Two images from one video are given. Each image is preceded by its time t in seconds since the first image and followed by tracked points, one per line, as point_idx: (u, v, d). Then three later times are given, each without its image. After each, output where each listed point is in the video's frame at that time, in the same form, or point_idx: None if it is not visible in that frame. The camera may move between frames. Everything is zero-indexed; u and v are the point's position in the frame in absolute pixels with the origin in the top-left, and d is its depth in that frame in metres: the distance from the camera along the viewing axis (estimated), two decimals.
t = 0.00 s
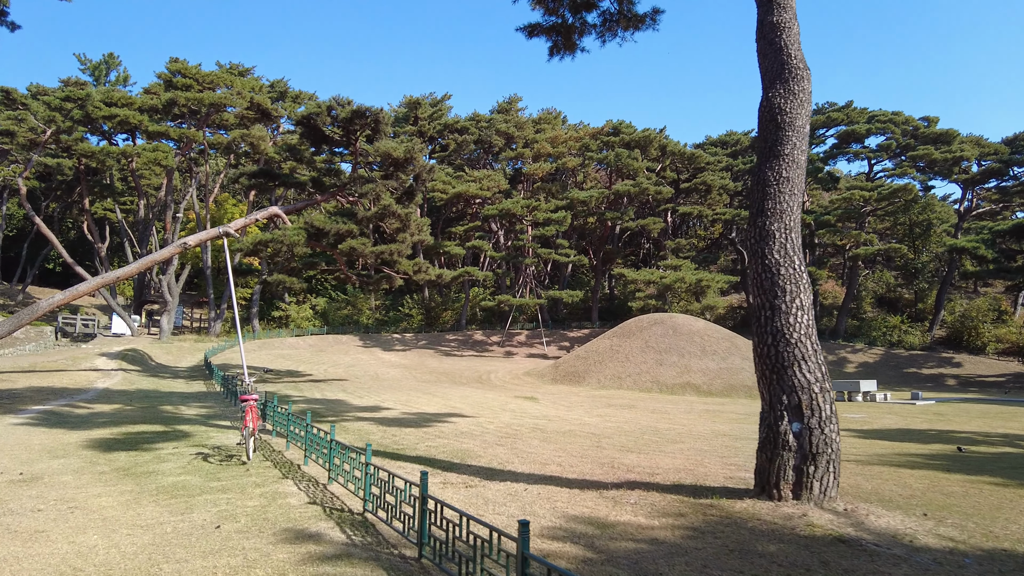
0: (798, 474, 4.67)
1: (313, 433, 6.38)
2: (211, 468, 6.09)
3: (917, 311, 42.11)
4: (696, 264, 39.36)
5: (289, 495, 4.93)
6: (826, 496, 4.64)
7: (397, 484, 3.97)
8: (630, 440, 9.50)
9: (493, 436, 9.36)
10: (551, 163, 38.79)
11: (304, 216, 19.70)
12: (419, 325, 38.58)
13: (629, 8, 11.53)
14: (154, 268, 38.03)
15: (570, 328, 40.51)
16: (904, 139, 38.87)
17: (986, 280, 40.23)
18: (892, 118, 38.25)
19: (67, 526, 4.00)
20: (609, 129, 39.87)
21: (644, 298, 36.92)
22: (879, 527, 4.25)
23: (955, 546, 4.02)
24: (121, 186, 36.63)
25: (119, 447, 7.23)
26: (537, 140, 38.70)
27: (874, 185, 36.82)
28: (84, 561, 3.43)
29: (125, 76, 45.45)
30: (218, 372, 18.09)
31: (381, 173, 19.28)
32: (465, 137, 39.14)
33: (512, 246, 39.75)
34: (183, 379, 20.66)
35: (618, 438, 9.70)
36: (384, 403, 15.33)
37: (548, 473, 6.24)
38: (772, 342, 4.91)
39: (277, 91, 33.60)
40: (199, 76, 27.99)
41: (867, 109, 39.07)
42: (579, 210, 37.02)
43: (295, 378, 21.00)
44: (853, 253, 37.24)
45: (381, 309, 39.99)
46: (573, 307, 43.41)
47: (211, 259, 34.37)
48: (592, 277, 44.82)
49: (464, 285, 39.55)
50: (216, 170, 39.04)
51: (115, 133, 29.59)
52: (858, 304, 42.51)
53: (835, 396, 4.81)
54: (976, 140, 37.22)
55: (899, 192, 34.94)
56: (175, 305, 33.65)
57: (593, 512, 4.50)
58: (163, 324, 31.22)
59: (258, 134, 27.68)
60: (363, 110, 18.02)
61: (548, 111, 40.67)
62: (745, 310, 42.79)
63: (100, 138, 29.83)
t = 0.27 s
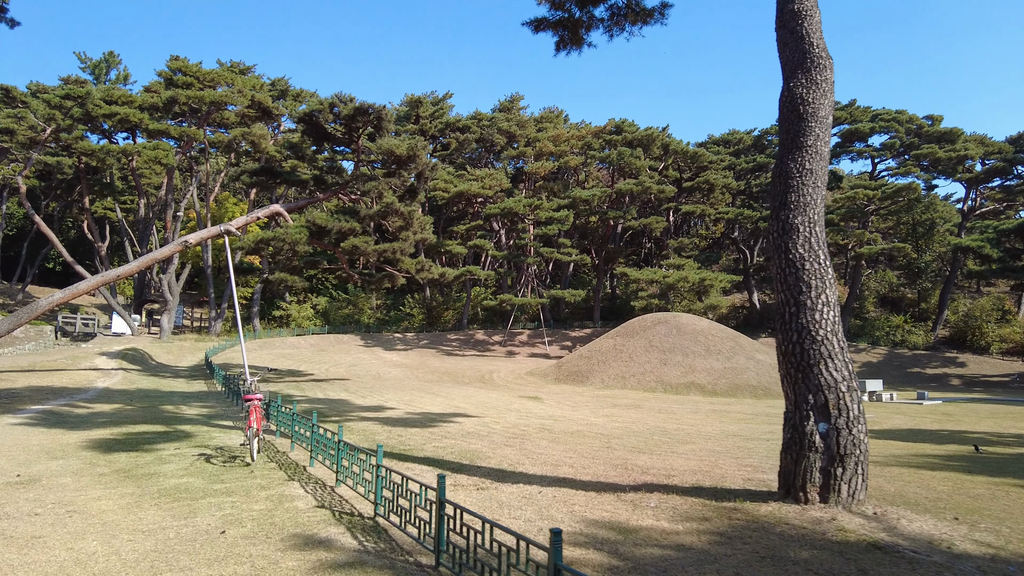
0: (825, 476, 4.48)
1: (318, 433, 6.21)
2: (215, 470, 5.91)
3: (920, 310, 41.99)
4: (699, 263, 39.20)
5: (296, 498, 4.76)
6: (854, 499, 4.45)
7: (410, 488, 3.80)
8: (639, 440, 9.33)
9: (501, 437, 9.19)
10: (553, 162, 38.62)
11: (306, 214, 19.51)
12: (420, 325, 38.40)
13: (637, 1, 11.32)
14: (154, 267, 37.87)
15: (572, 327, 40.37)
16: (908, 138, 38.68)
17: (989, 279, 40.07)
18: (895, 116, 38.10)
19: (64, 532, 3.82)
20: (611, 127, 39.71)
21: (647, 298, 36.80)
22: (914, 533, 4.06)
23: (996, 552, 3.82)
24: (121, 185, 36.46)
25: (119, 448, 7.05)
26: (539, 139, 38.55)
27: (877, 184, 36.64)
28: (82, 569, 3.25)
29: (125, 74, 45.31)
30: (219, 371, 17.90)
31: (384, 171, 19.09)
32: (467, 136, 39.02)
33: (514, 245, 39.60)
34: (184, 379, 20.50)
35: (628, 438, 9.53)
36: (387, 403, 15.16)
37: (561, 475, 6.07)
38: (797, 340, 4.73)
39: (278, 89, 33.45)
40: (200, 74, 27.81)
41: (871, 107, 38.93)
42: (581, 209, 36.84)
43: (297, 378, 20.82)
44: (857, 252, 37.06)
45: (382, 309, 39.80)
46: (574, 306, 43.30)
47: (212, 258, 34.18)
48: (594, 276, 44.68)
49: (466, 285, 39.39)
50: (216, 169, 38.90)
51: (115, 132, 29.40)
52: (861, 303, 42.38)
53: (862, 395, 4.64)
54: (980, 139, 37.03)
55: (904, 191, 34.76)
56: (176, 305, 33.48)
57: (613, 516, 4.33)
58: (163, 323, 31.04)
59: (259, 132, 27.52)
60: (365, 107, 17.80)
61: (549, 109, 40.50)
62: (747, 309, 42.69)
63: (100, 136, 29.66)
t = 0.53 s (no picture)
0: (853, 486, 4.29)
1: (323, 439, 6.03)
2: (217, 477, 5.73)
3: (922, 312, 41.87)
4: (701, 265, 39.05)
5: (302, 507, 4.58)
6: (883, 509, 4.27)
7: (423, 501, 3.64)
8: (648, 444, 9.15)
9: (508, 441, 9.00)
10: (555, 162, 38.47)
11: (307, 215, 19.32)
12: (421, 326, 38.19)
13: None
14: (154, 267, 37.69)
15: (573, 329, 40.24)
16: (911, 139, 38.54)
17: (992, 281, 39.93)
18: (898, 117, 37.97)
19: (60, 546, 3.64)
20: (613, 128, 39.59)
21: (649, 299, 36.69)
22: (949, 545, 3.87)
23: None
24: (121, 185, 36.29)
25: (118, 453, 6.87)
26: (541, 140, 38.43)
27: (881, 185, 36.50)
28: None
29: (125, 74, 45.15)
30: (219, 373, 17.71)
31: (386, 171, 18.89)
32: (468, 136, 38.91)
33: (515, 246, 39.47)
34: (184, 381, 20.31)
35: (637, 443, 9.35)
36: (389, 405, 14.97)
37: (573, 482, 5.88)
38: (822, 344, 4.56)
39: (278, 89, 33.30)
40: (201, 73, 27.63)
41: (873, 108, 38.84)
42: (583, 209, 36.69)
43: (297, 380, 20.63)
44: (860, 253, 36.90)
45: (383, 310, 39.60)
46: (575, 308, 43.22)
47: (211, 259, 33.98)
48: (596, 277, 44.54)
49: (466, 286, 39.23)
50: (217, 169, 38.73)
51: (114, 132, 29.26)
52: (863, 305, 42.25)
53: (890, 401, 4.46)
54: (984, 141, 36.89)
55: (907, 192, 34.63)
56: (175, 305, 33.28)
57: (633, 527, 4.16)
58: (163, 324, 30.84)
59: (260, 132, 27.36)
60: (367, 106, 17.51)
61: (551, 110, 40.38)
62: (750, 311, 42.55)
63: (99, 136, 29.50)
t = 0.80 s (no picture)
0: (878, 487, 4.12)
1: (324, 439, 5.85)
2: (216, 478, 5.55)
3: (924, 312, 41.77)
4: (702, 264, 38.91)
5: (305, 510, 4.41)
6: (910, 511, 4.10)
7: (433, 503, 3.50)
8: (656, 444, 8.99)
9: (513, 441, 8.83)
10: (555, 162, 38.31)
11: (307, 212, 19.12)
12: (420, 326, 37.98)
13: None
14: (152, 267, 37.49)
15: (574, 329, 40.13)
16: (912, 138, 38.41)
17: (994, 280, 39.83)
18: (900, 116, 37.87)
19: (51, 551, 3.46)
20: (614, 127, 39.46)
21: (650, 299, 36.58)
22: (983, 549, 3.70)
23: None
24: (119, 185, 36.08)
25: (114, 454, 6.68)
26: (541, 139, 38.23)
27: (882, 185, 36.38)
28: None
29: (123, 73, 44.95)
30: (218, 373, 17.53)
31: (386, 169, 18.72)
32: (468, 135, 38.81)
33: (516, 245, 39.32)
34: (182, 381, 20.11)
35: (644, 443, 9.18)
36: (390, 405, 14.80)
37: (583, 483, 5.72)
38: (844, 340, 4.37)
39: (277, 88, 33.12)
40: (199, 72, 27.44)
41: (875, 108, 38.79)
42: (584, 209, 36.54)
43: (297, 380, 20.45)
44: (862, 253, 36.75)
45: (382, 309, 39.37)
46: (576, 308, 43.13)
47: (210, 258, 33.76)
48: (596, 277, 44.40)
49: (466, 286, 39.06)
50: (216, 168, 38.55)
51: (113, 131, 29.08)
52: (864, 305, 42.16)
53: (916, 399, 4.28)
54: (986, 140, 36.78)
55: (910, 191, 34.49)
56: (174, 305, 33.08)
57: (651, 530, 3.99)
58: (161, 324, 30.64)
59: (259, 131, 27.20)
60: (368, 104, 17.29)
61: (551, 109, 40.24)
62: (751, 311, 42.44)
63: (97, 135, 29.31)
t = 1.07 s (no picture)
0: (906, 492, 3.93)
1: (326, 441, 5.66)
2: (213, 483, 5.35)
3: (925, 310, 41.68)
4: (703, 263, 38.74)
5: (305, 518, 4.22)
6: (939, 518, 3.91)
7: (441, 512, 3.31)
8: (663, 446, 8.81)
9: (517, 442, 8.64)
10: (555, 160, 38.12)
11: (306, 210, 18.90)
12: (420, 325, 37.76)
13: None
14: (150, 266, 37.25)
15: (574, 328, 39.99)
16: (914, 136, 38.25)
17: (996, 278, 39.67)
18: (901, 114, 37.73)
19: (34, 565, 3.26)
20: (614, 125, 39.28)
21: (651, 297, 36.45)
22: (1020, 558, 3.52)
23: None
24: (116, 184, 35.84)
25: (108, 458, 6.48)
26: (541, 137, 37.98)
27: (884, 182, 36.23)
28: None
29: (121, 71, 44.70)
30: (216, 373, 17.32)
31: (386, 167, 18.53)
32: (467, 133, 38.73)
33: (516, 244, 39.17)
34: (180, 381, 19.90)
35: (651, 444, 9.00)
36: (390, 406, 14.61)
37: (592, 487, 5.52)
38: (868, 338, 4.18)
39: (276, 86, 32.90)
40: (197, 70, 27.21)
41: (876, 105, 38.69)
42: (584, 207, 36.39)
43: (296, 380, 20.26)
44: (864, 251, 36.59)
45: (382, 309, 39.15)
46: (576, 307, 43.02)
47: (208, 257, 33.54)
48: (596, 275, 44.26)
49: (466, 285, 38.88)
50: (214, 167, 38.31)
51: (110, 129, 28.87)
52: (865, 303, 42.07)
53: (944, 400, 4.09)
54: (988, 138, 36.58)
55: (912, 189, 34.31)
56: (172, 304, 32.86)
57: (669, 539, 3.81)
58: (159, 324, 30.42)
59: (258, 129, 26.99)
60: (367, 100, 17.20)
61: (551, 107, 40.05)
62: (752, 309, 42.36)
63: (95, 134, 29.09)
